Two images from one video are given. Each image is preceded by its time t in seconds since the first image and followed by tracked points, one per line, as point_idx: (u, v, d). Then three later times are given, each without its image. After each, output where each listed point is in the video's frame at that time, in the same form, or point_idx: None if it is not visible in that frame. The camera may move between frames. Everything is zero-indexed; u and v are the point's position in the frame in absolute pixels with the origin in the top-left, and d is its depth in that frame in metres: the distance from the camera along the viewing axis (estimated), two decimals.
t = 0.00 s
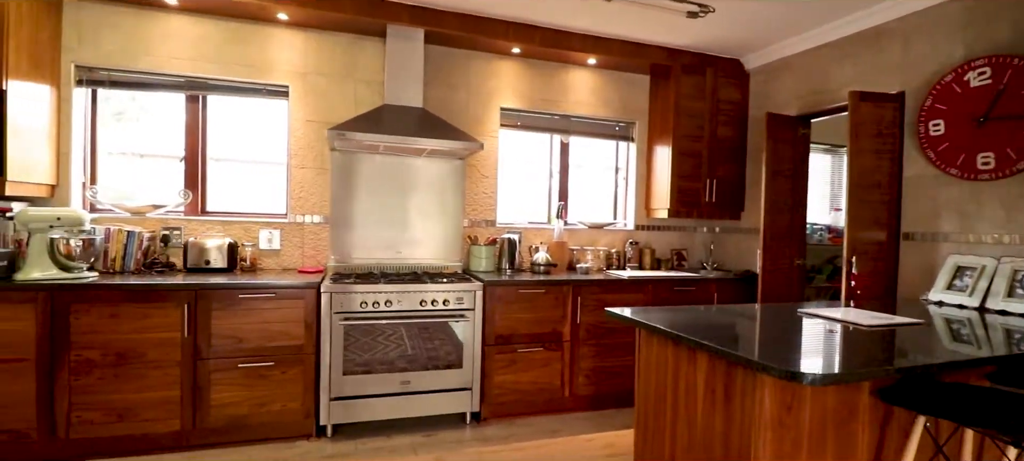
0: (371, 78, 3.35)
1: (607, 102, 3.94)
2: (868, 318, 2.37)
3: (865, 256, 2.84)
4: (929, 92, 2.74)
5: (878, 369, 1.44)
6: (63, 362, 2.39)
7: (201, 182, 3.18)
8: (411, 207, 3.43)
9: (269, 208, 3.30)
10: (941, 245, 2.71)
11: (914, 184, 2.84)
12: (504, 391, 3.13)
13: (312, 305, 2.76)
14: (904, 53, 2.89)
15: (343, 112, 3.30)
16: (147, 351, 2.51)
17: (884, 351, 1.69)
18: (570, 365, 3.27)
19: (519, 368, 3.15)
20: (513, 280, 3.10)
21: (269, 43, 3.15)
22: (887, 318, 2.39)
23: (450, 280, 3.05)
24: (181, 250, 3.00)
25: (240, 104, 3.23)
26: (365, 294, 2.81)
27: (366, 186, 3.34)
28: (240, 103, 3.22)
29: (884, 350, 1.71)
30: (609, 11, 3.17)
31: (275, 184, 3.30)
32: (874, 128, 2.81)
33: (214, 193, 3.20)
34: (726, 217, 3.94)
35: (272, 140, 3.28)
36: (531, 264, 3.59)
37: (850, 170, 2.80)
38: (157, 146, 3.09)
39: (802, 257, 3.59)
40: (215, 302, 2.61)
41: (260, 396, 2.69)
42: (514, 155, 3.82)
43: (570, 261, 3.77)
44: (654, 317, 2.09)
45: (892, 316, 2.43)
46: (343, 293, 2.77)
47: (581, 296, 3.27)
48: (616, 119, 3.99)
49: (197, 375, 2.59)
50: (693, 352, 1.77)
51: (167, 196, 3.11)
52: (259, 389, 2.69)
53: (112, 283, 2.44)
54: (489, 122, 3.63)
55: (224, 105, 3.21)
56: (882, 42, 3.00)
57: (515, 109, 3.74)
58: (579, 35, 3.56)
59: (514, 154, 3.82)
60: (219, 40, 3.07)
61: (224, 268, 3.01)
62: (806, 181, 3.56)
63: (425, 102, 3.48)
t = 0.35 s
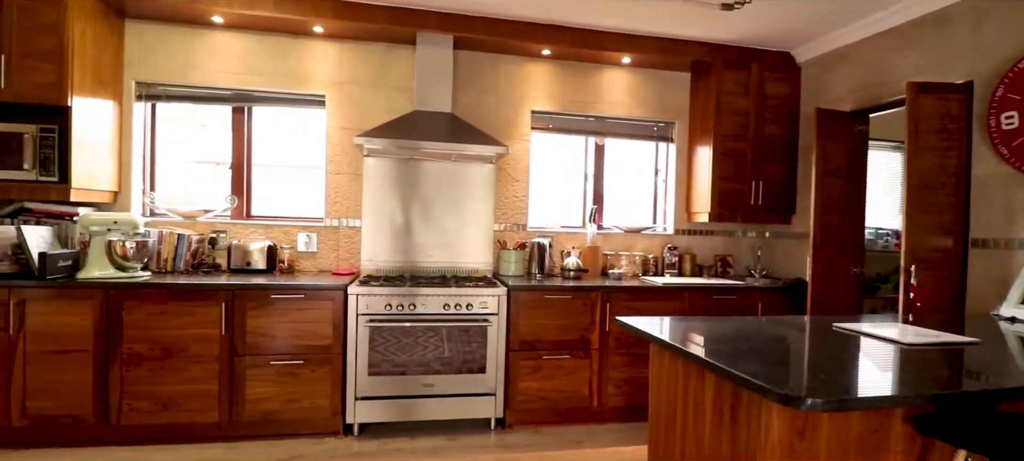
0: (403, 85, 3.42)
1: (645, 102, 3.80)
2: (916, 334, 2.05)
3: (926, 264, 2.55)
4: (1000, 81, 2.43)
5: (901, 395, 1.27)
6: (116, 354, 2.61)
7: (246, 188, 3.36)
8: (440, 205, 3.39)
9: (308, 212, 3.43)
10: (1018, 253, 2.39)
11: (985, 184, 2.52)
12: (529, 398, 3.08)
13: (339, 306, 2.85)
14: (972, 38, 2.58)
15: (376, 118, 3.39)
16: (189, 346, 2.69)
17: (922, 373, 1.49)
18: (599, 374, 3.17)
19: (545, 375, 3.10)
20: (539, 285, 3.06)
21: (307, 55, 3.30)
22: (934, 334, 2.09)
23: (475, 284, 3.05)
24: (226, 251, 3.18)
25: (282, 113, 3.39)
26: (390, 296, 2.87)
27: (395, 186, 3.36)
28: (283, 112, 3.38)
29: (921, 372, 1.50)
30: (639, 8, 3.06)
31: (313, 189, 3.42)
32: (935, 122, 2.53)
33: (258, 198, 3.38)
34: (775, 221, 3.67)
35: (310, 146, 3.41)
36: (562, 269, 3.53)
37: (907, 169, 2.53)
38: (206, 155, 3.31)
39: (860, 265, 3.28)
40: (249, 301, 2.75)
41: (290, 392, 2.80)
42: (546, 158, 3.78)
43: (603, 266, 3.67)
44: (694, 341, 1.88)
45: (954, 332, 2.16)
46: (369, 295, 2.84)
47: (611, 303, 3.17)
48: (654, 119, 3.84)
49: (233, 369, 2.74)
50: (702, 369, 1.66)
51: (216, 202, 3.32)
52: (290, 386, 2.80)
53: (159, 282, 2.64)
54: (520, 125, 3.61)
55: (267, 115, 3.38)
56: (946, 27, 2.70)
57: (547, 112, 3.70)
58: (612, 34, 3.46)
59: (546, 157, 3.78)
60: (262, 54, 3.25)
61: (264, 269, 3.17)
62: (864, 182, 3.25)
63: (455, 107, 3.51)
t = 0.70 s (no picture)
0: (433, 91, 3.49)
1: (679, 102, 3.66)
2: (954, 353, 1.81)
3: (992, 275, 2.27)
4: None
5: (902, 418, 1.16)
6: (164, 347, 2.83)
7: (287, 193, 3.55)
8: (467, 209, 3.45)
9: (343, 216, 3.57)
10: None
11: None
12: (552, 404, 3.04)
13: (365, 307, 2.94)
14: None
15: (407, 124, 3.47)
16: (227, 341, 2.87)
17: (944, 396, 1.34)
18: (625, 383, 3.07)
19: (568, 381, 3.04)
20: (562, 290, 3.02)
21: (343, 65, 3.44)
22: (976, 351, 1.86)
23: (497, 288, 3.05)
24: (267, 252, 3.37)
25: (320, 121, 3.55)
26: (412, 298, 2.93)
27: (422, 190, 3.44)
28: (321, 121, 3.53)
29: (944, 394, 1.35)
30: (667, 4, 2.96)
31: (347, 194, 3.56)
32: (1001, 115, 2.25)
33: (298, 203, 3.55)
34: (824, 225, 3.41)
35: (345, 152, 3.54)
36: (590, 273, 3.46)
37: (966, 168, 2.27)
38: (252, 162, 3.53)
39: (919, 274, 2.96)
40: (282, 300, 2.90)
41: (319, 389, 2.92)
42: (576, 161, 3.72)
43: (635, 272, 3.56)
44: (731, 351, 1.84)
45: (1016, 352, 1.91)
46: (392, 296, 2.92)
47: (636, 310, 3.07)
48: (691, 119, 3.69)
49: (266, 365, 2.89)
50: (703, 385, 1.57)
51: (259, 206, 3.53)
52: (318, 383, 2.92)
53: (201, 280, 2.84)
54: (549, 128, 3.58)
55: (306, 123, 3.55)
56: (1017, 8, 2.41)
57: (578, 114, 3.64)
58: (643, 33, 3.36)
59: (577, 161, 3.72)
60: (301, 65, 3.42)
61: (300, 270, 3.32)
62: (926, 182, 2.95)
63: (483, 111, 3.53)
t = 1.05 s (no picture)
0: (460, 95, 3.55)
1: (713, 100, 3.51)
2: (965, 369, 1.61)
3: None
4: None
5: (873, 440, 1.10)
6: (205, 339, 3.04)
7: (322, 196, 3.71)
8: (492, 211, 3.52)
9: (374, 218, 3.69)
10: None
11: None
12: (570, 410, 3.00)
13: (386, 306, 3.03)
14: None
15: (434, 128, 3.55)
16: (260, 336, 3.04)
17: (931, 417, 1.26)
18: (647, 391, 2.97)
19: (587, 387, 2.99)
20: (581, 293, 2.97)
21: (373, 73, 3.56)
22: (989, 365, 1.68)
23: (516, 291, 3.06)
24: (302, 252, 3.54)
25: (353, 127, 3.69)
26: (431, 299, 2.98)
27: (448, 194, 3.53)
28: (355, 127, 3.68)
29: (942, 417, 1.24)
30: None
31: (378, 197, 3.68)
32: None
33: (332, 205, 3.71)
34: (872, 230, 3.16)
35: (376, 156, 3.66)
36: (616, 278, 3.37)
37: None
38: (291, 167, 3.72)
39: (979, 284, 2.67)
40: (310, 298, 3.04)
41: (343, 384, 3.03)
42: (604, 163, 3.65)
43: (663, 276, 3.44)
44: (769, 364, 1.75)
45: None
46: (412, 296, 2.99)
47: (659, 317, 2.97)
48: (726, 117, 3.52)
49: (295, 359, 3.04)
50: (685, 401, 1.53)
51: (298, 208, 3.72)
52: (343, 378, 3.03)
53: (238, 278, 3.03)
54: (575, 130, 3.54)
55: (340, 128, 3.70)
56: None
57: (605, 115, 3.57)
58: (671, 30, 3.26)
59: (604, 163, 3.65)
60: (335, 74, 3.58)
61: (332, 269, 3.46)
62: (988, 183, 2.66)
63: (509, 114, 3.55)
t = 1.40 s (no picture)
0: (485, 100, 3.61)
1: (744, 97, 3.37)
2: (972, 381, 1.50)
3: None
4: None
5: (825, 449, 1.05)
6: (245, 333, 3.26)
7: (356, 199, 3.88)
8: (515, 212, 3.55)
9: (403, 220, 3.82)
10: None
11: None
12: (588, 413, 2.98)
13: (409, 305, 3.13)
14: None
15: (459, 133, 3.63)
16: (293, 331, 3.23)
17: (932, 438, 1.14)
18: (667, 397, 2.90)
19: (605, 391, 2.95)
20: (599, 296, 2.94)
21: (402, 80, 3.70)
22: (1000, 376, 1.56)
23: (534, 292, 3.08)
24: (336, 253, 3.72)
25: (384, 133, 3.85)
26: (450, 299, 3.06)
27: (472, 197, 3.60)
28: (385, 132, 3.82)
29: (922, 432, 1.16)
30: None
31: (407, 200, 3.81)
32: None
33: (365, 208, 3.88)
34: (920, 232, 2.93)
35: (405, 161, 3.79)
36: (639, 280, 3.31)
37: None
38: (327, 172, 3.92)
39: None
40: (338, 296, 3.19)
41: (368, 380, 3.16)
42: (629, 164, 3.60)
43: (690, 280, 3.35)
44: (805, 377, 1.62)
45: None
46: (432, 296, 3.08)
47: (679, 321, 2.89)
48: (758, 115, 3.38)
49: (325, 355, 3.20)
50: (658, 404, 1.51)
51: (333, 211, 3.91)
52: (367, 374, 3.16)
53: (273, 276, 3.24)
54: (599, 131, 3.51)
55: (372, 135, 3.86)
56: None
57: (630, 116, 3.52)
58: (696, 26, 3.17)
59: (630, 164, 3.60)
60: (366, 83, 3.74)
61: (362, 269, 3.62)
62: None
63: (532, 117, 3.58)
